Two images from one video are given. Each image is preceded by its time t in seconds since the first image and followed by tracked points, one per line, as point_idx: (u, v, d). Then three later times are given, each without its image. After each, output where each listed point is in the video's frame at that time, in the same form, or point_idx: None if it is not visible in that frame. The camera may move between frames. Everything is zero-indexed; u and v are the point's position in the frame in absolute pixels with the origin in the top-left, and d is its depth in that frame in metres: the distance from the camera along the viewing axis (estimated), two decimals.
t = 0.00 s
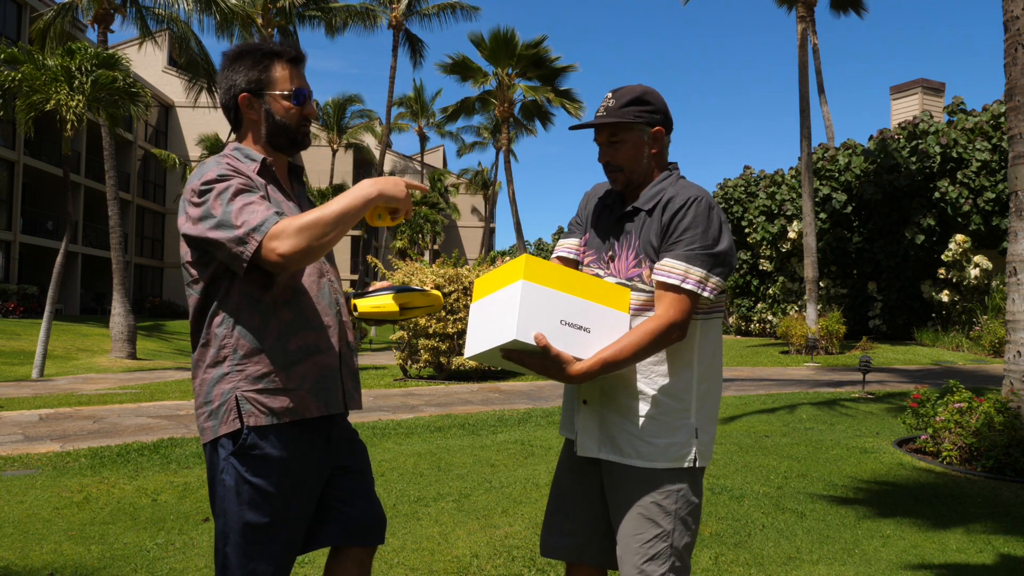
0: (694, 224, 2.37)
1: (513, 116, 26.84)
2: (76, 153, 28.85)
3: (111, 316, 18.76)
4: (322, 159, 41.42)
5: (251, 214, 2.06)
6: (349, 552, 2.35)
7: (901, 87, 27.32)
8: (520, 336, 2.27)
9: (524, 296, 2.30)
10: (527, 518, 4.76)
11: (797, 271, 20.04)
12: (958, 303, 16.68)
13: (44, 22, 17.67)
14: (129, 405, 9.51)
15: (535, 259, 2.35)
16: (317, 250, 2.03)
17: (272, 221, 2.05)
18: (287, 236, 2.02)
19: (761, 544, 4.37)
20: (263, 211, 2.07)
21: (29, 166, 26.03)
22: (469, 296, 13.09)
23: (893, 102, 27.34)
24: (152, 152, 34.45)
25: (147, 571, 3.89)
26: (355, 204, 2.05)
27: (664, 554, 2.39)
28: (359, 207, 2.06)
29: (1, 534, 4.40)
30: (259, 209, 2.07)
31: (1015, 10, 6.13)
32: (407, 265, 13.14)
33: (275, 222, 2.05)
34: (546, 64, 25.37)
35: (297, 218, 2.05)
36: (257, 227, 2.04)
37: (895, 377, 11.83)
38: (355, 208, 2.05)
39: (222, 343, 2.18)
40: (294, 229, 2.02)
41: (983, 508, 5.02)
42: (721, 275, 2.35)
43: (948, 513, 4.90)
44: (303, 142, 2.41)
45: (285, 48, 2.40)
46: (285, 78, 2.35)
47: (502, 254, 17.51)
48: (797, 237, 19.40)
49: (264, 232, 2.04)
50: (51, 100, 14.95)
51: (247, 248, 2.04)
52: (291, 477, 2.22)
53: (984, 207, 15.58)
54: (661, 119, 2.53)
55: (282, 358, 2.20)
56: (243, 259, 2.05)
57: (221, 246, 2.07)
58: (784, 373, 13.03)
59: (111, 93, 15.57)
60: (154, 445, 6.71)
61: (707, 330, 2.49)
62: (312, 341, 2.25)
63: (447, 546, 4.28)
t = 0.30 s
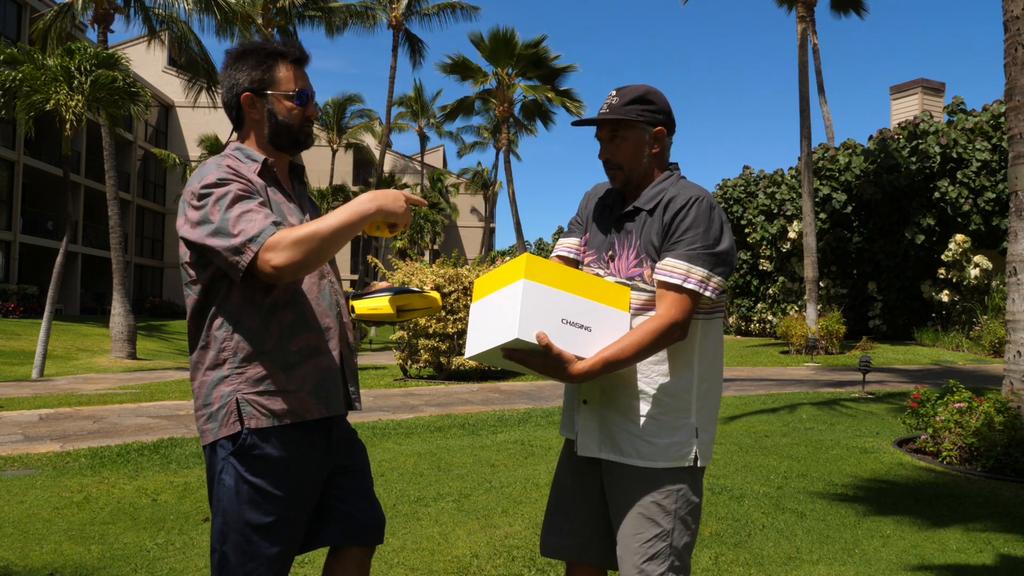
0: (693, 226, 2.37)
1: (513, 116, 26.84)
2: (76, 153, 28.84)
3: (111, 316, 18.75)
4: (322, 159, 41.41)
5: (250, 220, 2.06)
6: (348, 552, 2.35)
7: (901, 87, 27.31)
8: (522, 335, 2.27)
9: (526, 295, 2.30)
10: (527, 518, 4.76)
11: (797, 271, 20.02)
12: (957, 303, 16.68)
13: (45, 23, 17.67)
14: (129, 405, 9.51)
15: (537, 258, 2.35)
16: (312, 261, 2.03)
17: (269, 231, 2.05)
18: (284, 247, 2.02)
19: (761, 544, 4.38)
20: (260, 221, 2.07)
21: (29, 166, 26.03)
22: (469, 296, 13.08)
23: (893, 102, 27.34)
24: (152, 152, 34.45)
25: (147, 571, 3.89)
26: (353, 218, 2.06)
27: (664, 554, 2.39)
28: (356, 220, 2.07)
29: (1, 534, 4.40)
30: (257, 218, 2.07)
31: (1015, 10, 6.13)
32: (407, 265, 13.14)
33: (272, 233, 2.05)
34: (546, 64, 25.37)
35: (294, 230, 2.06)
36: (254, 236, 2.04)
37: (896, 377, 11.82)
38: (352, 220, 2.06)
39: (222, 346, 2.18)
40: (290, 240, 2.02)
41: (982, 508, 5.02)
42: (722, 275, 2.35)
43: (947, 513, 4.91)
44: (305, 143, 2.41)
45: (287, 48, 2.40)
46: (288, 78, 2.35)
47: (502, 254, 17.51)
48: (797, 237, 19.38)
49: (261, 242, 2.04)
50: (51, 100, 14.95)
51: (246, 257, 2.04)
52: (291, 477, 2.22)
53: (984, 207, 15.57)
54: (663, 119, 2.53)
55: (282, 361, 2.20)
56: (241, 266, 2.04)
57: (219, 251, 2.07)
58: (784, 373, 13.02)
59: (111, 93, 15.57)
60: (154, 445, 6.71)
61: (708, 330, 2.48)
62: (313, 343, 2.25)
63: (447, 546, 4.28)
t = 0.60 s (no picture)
0: (695, 226, 2.37)
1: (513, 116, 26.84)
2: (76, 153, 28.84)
3: (111, 316, 18.74)
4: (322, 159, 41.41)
5: (248, 220, 2.05)
6: (348, 551, 2.35)
7: (901, 87, 27.32)
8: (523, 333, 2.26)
9: (526, 294, 2.30)
10: (527, 518, 4.76)
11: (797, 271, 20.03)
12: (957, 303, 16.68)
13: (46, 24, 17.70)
14: (129, 405, 9.51)
15: (537, 257, 2.35)
16: (307, 262, 2.01)
17: (265, 230, 2.03)
18: (278, 249, 2.00)
19: (761, 544, 4.37)
20: (257, 221, 2.05)
21: (29, 166, 26.04)
22: (469, 296, 13.08)
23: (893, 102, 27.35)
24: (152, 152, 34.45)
25: (147, 571, 3.89)
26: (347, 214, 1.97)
27: (664, 554, 2.39)
28: (352, 215, 1.98)
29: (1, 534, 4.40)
30: (253, 218, 2.05)
31: (1015, 10, 6.13)
32: (407, 265, 13.14)
33: (268, 233, 2.02)
34: (546, 64, 25.38)
35: (290, 228, 2.02)
36: (251, 236, 2.02)
37: (895, 377, 11.82)
38: (347, 217, 1.98)
39: (223, 347, 2.18)
40: (283, 241, 2.00)
41: (981, 508, 5.02)
42: (723, 275, 2.35)
43: (946, 513, 4.91)
44: (307, 143, 2.41)
45: (290, 48, 2.39)
46: (291, 78, 2.35)
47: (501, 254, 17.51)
48: (797, 237, 19.39)
49: (257, 243, 2.02)
50: (51, 100, 14.95)
51: (244, 259, 2.02)
52: (292, 476, 2.22)
53: (984, 207, 15.57)
54: (667, 119, 2.54)
55: (283, 361, 2.20)
56: (240, 266, 2.03)
57: (218, 252, 2.06)
58: (784, 373, 13.02)
59: (111, 93, 15.58)
60: (154, 445, 6.71)
61: (708, 331, 2.48)
62: (315, 343, 2.25)
63: (448, 546, 4.28)
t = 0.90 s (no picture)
0: (696, 224, 2.37)
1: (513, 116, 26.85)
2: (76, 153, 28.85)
3: (111, 316, 18.75)
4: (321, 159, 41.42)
5: (248, 209, 2.03)
6: (349, 551, 2.35)
7: (901, 87, 27.33)
8: (525, 336, 2.26)
9: (528, 295, 2.30)
10: (527, 518, 4.76)
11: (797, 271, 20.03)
12: (957, 303, 16.68)
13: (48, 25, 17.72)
14: (129, 405, 9.51)
15: (538, 258, 2.34)
16: (310, 242, 1.97)
17: (265, 216, 2.01)
18: (276, 233, 1.98)
19: (761, 544, 4.37)
20: (258, 207, 2.04)
21: (29, 166, 26.05)
22: (469, 295, 13.08)
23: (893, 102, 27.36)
24: (152, 152, 34.47)
25: (147, 571, 3.90)
26: (350, 193, 1.92)
27: (667, 553, 2.38)
28: (350, 198, 1.93)
29: (1, 534, 4.40)
30: (254, 205, 2.04)
31: (1014, 10, 6.12)
32: (407, 265, 13.14)
33: (267, 218, 2.01)
34: (546, 64, 25.39)
35: (289, 210, 1.99)
36: (252, 223, 2.01)
37: (895, 377, 11.83)
38: (343, 200, 1.93)
39: (226, 344, 2.18)
40: (281, 225, 1.98)
41: (981, 508, 5.02)
42: (724, 274, 2.34)
43: (946, 513, 4.91)
44: (308, 143, 2.42)
45: (292, 48, 2.39)
46: (293, 78, 2.34)
47: (501, 254, 17.51)
48: (797, 237, 19.39)
49: (259, 228, 2.00)
50: (52, 100, 14.96)
51: (245, 246, 2.01)
52: (294, 476, 2.22)
53: (984, 207, 15.57)
54: (672, 120, 2.55)
55: (284, 358, 2.20)
56: (242, 256, 2.02)
57: (219, 244, 2.05)
58: (784, 373, 13.02)
59: (111, 94, 15.59)
60: (154, 445, 6.71)
61: (709, 330, 2.48)
62: (316, 342, 2.25)
63: (447, 546, 4.28)
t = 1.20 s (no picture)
0: (697, 223, 2.37)
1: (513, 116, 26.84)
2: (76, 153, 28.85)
3: (111, 316, 18.74)
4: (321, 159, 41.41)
5: (248, 203, 2.04)
6: (350, 551, 2.35)
7: (901, 87, 27.33)
8: (538, 348, 2.24)
9: (538, 304, 2.27)
10: (527, 518, 4.77)
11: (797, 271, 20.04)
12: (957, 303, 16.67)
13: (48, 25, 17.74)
14: (129, 405, 9.51)
15: (548, 266, 2.29)
16: (312, 228, 1.97)
17: (266, 206, 2.02)
18: (279, 218, 1.98)
19: (761, 544, 4.37)
20: (260, 198, 2.05)
21: (29, 166, 26.03)
22: (469, 295, 13.08)
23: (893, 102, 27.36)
24: (152, 152, 34.48)
25: (147, 571, 3.89)
26: (353, 177, 1.94)
27: (667, 553, 2.38)
28: (354, 181, 1.94)
29: (1, 534, 4.40)
30: (257, 197, 2.05)
31: (1015, 10, 6.12)
32: (407, 265, 13.15)
33: (269, 207, 2.01)
34: (546, 64, 25.38)
35: (293, 196, 1.99)
36: (252, 212, 2.01)
37: (895, 377, 11.83)
38: (347, 183, 1.94)
39: (227, 343, 2.18)
40: (284, 210, 1.97)
41: (982, 508, 5.02)
42: (724, 274, 2.34)
43: (946, 513, 4.91)
44: (309, 143, 2.42)
45: (294, 48, 2.39)
46: (294, 78, 2.34)
47: (500, 254, 17.50)
48: (797, 237, 19.40)
49: (259, 217, 2.00)
50: (52, 100, 14.95)
51: (246, 235, 2.01)
52: (294, 476, 2.22)
53: (984, 207, 15.57)
54: (671, 120, 2.54)
55: (285, 357, 2.20)
56: (245, 247, 2.01)
57: (218, 237, 2.05)
58: (784, 373, 13.02)
59: (111, 94, 15.58)
60: (154, 445, 6.71)
61: (708, 330, 2.48)
62: (317, 342, 2.25)
63: (447, 546, 4.28)
